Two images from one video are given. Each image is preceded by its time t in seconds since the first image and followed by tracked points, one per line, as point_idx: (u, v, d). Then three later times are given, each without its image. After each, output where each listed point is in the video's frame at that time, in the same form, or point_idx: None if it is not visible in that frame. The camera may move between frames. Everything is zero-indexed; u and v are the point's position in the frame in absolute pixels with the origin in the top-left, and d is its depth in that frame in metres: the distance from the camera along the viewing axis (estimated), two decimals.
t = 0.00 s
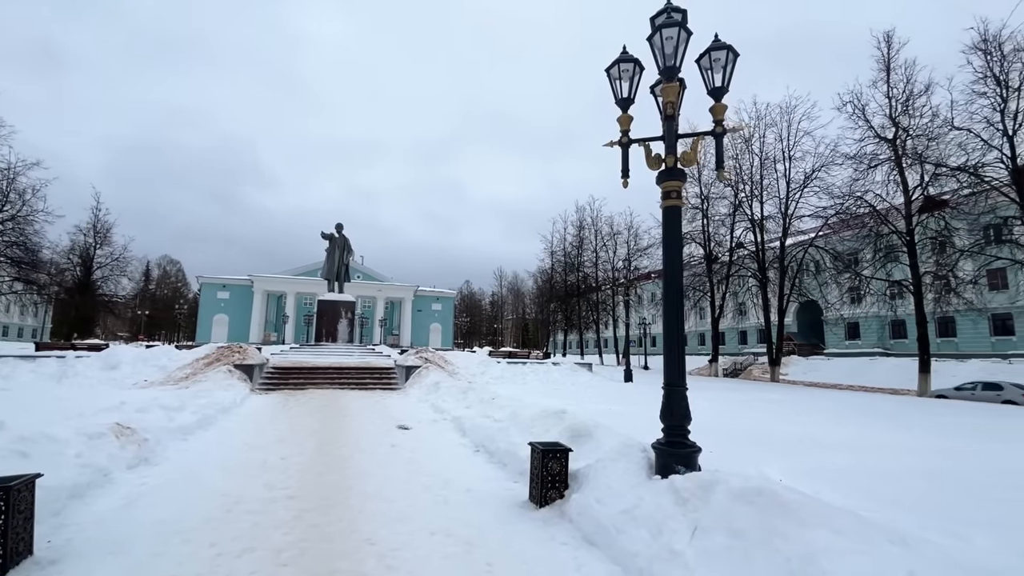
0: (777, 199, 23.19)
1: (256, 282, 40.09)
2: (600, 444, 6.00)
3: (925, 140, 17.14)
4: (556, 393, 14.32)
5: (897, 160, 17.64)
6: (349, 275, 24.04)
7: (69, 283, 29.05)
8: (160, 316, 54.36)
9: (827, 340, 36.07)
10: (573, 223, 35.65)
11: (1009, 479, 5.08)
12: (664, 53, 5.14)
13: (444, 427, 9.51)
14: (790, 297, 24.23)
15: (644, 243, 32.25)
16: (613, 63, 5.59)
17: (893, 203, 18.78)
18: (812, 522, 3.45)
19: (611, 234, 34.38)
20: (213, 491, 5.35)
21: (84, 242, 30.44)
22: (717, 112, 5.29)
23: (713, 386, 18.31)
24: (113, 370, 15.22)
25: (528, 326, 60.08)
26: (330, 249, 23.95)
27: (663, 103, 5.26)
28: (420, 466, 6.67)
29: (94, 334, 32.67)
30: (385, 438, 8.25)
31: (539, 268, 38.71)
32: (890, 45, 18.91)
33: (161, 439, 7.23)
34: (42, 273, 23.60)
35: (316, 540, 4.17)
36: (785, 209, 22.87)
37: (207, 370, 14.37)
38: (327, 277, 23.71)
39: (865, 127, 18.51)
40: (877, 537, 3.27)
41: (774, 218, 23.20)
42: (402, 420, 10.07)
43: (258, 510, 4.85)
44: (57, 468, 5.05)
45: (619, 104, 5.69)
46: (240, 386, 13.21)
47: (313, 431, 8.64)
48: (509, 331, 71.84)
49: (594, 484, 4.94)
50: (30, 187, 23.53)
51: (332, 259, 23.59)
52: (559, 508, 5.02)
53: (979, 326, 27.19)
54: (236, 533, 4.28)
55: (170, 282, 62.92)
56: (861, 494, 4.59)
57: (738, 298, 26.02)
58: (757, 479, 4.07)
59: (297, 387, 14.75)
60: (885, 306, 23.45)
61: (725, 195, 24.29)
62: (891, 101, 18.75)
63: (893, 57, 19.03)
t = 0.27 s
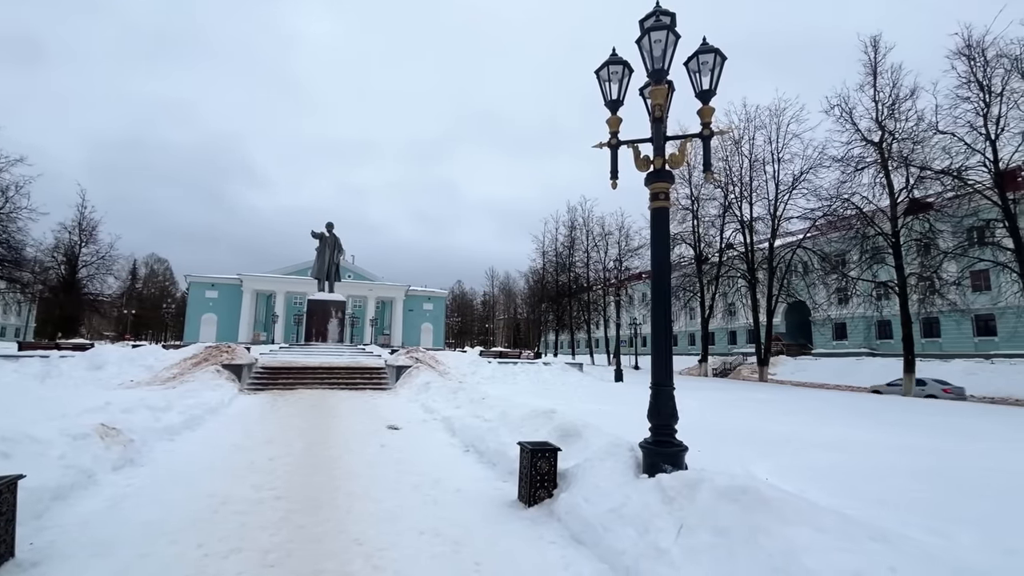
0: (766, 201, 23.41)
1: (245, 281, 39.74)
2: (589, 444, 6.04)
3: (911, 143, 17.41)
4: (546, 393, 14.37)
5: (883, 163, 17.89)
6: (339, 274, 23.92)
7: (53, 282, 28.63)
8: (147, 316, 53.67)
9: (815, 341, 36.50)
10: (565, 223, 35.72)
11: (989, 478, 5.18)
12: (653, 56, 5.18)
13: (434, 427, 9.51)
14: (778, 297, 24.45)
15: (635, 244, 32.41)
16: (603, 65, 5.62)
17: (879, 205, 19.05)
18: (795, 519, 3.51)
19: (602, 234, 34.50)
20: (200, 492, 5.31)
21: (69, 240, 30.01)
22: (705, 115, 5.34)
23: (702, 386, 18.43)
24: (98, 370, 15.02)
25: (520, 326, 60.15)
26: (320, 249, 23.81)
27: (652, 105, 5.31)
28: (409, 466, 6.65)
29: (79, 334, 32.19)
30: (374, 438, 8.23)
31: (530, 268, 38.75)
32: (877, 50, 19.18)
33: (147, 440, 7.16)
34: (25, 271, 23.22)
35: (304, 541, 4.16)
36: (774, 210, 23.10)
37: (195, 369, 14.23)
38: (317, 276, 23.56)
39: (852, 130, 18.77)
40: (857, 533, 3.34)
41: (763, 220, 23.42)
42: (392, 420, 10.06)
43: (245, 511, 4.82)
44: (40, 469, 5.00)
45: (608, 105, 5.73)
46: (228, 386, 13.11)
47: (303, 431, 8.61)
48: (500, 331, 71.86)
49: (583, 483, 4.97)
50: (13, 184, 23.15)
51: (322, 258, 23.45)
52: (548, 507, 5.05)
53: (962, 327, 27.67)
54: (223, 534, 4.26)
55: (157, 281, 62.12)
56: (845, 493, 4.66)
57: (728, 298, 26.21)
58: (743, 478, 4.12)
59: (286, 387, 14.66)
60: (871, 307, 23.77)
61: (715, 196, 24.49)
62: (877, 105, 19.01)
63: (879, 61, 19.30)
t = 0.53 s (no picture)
0: (754, 203, 23.62)
1: (234, 280, 39.36)
2: (577, 443, 6.07)
3: (896, 146, 17.68)
4: (536, 393, 14.40)
5: (869, 166, 18.15)
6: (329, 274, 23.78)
7: (36, 280, 28.16)
8: (133, 315, 52.95)
9: (802, 341, 36.92)
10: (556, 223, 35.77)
11: (968, 475, 5.29)
12: (641, 59, 5.23)
13: (423, 427, 9.50)
14: (766, 298, 24.68)
15: (625, 244, 32.55)
16: (592, 67, 5.66)
17: (865, 207, 19.31)
18: (778, 516, 3.58)
19: (593, 234, 34.61)
20: (185, 493, 5.26)
21: (52, 238, 29.53)
22: (692, 117, 5.40)
23: (691, 386, 18.56)
24: (82, 370, 14.80)
25: (511, 326, 60.22)
26: (310, 248, 23.64)
27: (640, 107, 5.35)
28: (397, 466, 6.64)
29: (62, 333, 31.68)
30: (363, 439, 8.21)
31: (521, 268, 38.77)
32: (863, 55, 19.44)
33: (131, 441, 7.08)
34: (7, 269, 22.81)
35: (291, 541, 4.16)
36: (762, 212, 23.32)
37: (181, 369, 14.08)
38: (307, 275, 23.39)
39: (839, 133, 19.01)
40: (836, 530, 3.41)
41: (751, 221, 23.64)
42: (381, 420, 10.03)
43: (232, 511, 4.80)
44: (21, 471, 4.93)
45: (597, 107, 5.77)
46: (215, 386, 12.98)
47: (291, 431, 8.56)
48: (491, 330, 71.79)
49: (570, 482, 5.01)
50: None
51: (312, 257, 23.28)
52: (536, 507, 5.07)
53: (945, 328, 28.16)
54: (208, 535, 4.24)
55: (143, 280, 61.28)
56: (828, 491, 4.73)
57: (717, 299, 26.41)
58: (728, 476, 4.17)
59: (275, 387, 14.55)
60: (857, 307, 24.06)
61: (704, 198, 24.68)
62: (863, 109, 19.28)
63: (866, 66, 19.57)
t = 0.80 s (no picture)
0: (743, 204, 23.84)
1: (221, 279, 38.95)
2: (566, 443, 6.10)
3: (881, 150, 17.94)
4: (526, 392, 14.42)
5: (854, 169, 18.40)
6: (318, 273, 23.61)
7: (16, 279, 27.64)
8: (117, 314, 52.15)
9: (789, 341, 37.34)
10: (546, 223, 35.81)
11: (948, 473, 5.39)
12: (630, 61, 5.26)
13: (413, 427, 9.48)
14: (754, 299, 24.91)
15: (616, 245, 32.69)
16: (581, 68, 5.69)
17: (851, 209, 19.57)
18: (761, 514, 3.64)
19: (583, 235, 34.71)
20: (169, 495, 5.21)
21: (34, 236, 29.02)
22: (680, 119, 5.45)
23: (679, 386, 18.68)
24: (64, 370, 14.56)
25: (501, 326, 60.22)
26: (299, 247, 23.46)
27: (628, 109, 5.39)
28: (386, 466, 6.62)
29: (43, 332, 31.12)
30: (351, 439, 8.18)
31: (512, 268, 38.78)
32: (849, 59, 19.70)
33: (115, 442, 6.99)
34: None
35: (276, 542, 4.14)
36: (751, 213, 23.54)
37: (166, 369, 13.91)
38: (295, 275, 23.21)
39: (825, 137, 19.26)
40: (819, 528, 3.47)
41: (739, 222, 23.86)
42: (370, 420, 9.99)
43: (217, 512, 4.76)
44: (1, 473, 4.85)
45: (586, 108, 5.80)
46: (201, 386, 12.84)
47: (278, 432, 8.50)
48: (482, 330, 71.72)
49: (558, 481, 5.03)
50: None
51: (300, 257, 23.10)
52: (524, 506, 5.09)
53: (928, 329, 28.63)
54: (193, 537, 4.20)
55: (128, 279, 60.39)
56: (812, 489, 4.80)
57: (705, 299, 26.61)
58: (713, 475, 4.22)
59: (262, 387, 14.43)
60: (843, 308, 24.37)
61: (693, 199, 24.87)
62: (849, 112, 19.54)
63: (852, 70, 19.83)
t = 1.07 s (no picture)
0: (730, 205, 24.06)
1: (206, 277, 38.47)
2: (553, 442, 6.11)
3: (865, 153, 18.21)
4: (515, 392, 14.42)
5: (839, 171, 18.65)
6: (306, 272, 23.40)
7: None
8: (99, 312, 51.27)
9: (775, 341, 37.75)
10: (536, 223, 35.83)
11: (928, 471, 5.48)
12: (618, 62, 5.29)
13: (400, 426, 9.44)
14: (741, 299, 25.13)
15: (605, 245, 32.81)
16: (570, 68, 5.71)
17: (835, 211, 19.83)
18: (746, 512, 3.68)
19: (573, 235, 34.79)
20: (151, 496, 5.14)
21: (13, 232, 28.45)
22: (668, 120, 5.49)
23: (667, 385, 18.77)
24: (44, 369, 14.28)
25: (491, 326, 60.15)
26: (286, 245, 23.24)
27: (617, 109, 5.41)
28: (372, 466, 6.58)
29: (23, 331, 30.51)
30: (338, 439, 8.12)
31: (501, 268, 38.75)
32: (835, 63, 19.98)
33: (96, 442, 6.88)
34: None
35: (261, 543, 4.10)
36: (738, 214, 23.77)
37: (150, 369, 13.71)
38: (282, 273, 22.98)
39: (811, 140, 19.50)
40: (801, 525, 3.52)
41: (727, 223, 24.07)
42: (358, 420, 9.93)
43: (200, 514, 4.70)
44: None
45: (575, 108, 5.82)
46: (185, 386, 12.66)
47: (264, 432, 8.41)
48: (471, 330, 71.58)
49: (546, 480, 5.04)
50: None
51: (287, 255, 22.88)
52: (512, 505, 5.09)
53: (910, 329, 29.12)
54: (175, 538, 4.15)
55: (111, 277, 59.39)
56: (796, 486, 4.86)
57: (693, 300, 26.79)
58: (698, 473, 4.27)
59: (248, 387, 14.28)
60: (828, 309, 24.67)
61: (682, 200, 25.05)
62: (834, 116, 19.80)
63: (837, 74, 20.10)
